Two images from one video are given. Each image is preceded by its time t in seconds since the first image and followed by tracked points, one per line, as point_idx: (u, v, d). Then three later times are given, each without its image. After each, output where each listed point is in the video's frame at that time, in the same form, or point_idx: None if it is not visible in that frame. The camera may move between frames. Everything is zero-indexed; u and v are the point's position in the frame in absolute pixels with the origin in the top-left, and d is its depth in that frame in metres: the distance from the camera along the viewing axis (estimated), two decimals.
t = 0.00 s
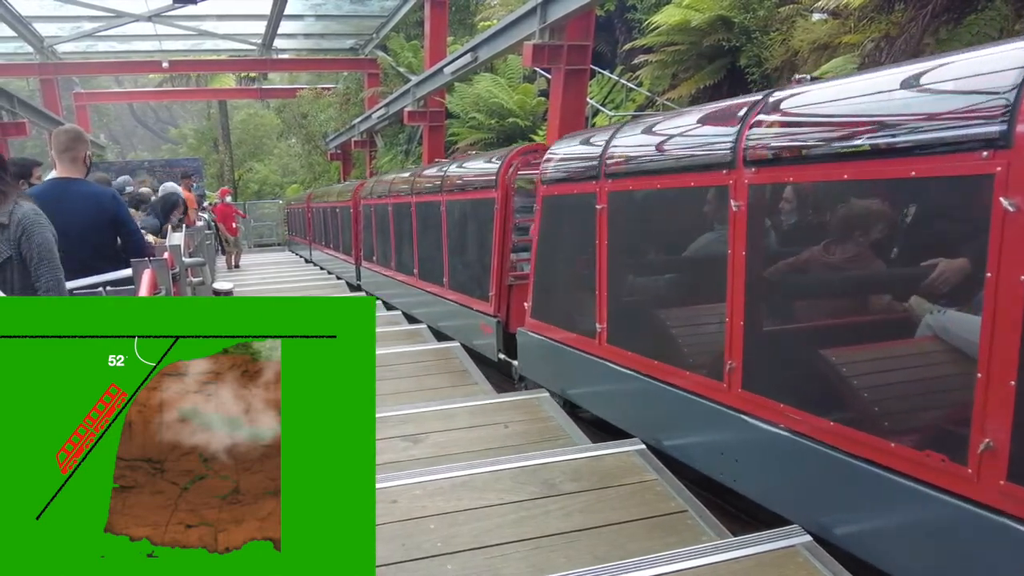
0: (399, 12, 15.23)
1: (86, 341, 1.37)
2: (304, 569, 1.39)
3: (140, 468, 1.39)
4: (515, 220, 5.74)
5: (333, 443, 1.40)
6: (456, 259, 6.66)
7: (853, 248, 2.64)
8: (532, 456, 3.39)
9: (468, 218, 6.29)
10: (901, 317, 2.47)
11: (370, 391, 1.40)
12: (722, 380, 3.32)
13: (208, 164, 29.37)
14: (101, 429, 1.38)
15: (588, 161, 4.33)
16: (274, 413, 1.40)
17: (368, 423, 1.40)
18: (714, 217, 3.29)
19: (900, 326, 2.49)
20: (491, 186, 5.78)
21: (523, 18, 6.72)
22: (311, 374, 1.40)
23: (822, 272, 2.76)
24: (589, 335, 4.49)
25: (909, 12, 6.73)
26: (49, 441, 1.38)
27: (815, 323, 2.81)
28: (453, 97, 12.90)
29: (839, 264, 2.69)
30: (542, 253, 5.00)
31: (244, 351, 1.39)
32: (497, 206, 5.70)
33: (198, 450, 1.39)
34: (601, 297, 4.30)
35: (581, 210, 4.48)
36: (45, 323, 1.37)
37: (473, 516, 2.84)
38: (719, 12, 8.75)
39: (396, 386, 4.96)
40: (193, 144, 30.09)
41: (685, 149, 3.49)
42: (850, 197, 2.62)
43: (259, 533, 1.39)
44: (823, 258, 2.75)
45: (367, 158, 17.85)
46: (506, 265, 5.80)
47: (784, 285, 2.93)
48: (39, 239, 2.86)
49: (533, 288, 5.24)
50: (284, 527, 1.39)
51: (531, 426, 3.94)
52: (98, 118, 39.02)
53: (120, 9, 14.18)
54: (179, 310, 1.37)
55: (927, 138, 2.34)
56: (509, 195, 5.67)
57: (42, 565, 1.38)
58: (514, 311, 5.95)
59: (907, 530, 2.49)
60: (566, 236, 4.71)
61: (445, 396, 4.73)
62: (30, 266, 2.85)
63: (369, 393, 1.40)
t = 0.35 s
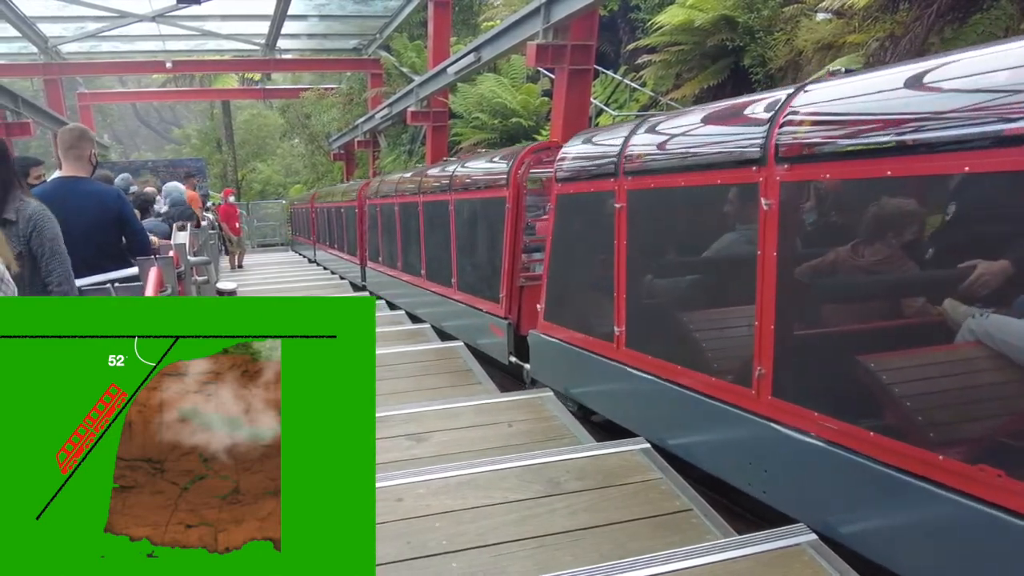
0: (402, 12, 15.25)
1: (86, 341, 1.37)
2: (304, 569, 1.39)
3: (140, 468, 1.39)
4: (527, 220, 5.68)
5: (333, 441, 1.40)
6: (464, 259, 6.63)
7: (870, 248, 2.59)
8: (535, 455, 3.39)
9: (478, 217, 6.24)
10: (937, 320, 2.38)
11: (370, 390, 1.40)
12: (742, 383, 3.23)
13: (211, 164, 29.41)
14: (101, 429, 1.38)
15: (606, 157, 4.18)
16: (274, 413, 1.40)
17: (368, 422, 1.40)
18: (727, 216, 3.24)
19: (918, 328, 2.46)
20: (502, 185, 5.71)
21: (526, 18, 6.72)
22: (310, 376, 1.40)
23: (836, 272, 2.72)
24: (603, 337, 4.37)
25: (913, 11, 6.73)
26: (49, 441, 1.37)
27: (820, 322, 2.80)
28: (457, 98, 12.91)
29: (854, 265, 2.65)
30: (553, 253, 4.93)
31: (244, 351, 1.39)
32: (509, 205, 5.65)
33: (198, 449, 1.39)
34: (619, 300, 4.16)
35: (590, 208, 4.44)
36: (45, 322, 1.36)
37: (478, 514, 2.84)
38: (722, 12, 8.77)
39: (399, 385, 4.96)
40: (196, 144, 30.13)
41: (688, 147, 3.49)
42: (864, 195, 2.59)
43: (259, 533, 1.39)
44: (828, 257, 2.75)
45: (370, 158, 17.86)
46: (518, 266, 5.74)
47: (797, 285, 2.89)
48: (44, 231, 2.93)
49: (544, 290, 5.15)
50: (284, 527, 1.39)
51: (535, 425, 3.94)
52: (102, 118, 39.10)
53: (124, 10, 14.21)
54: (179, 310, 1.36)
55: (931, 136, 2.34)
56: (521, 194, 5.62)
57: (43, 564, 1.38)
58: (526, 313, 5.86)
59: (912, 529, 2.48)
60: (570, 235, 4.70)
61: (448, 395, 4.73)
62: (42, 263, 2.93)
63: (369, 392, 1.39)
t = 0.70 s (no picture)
0: (406, 13, 15.30)
1: (86, 341, 1.36)
2: (305, 569, 1.39)
3: (140, 468, 1.39)
4: (539, 216, 5.67)
5: (324, 459, 1.40)
6: (474, 257, 6.65)
7: (902, 243, 2.51)
8: (543, 446, 3.39)
9: (490, 214, 6.21)
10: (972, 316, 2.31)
11: (370, 389, 1.40)
12: (774, 382, 3.09)
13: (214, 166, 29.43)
14: (101, 429, 1.38)
15: (627, 149, 4.04)
16: (274, 413, 1.40)
17: (368, 419, 1.40)
18: (751, 209, 3.14)
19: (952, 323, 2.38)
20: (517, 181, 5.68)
21: (529, 18, 6.75)
22: (310, 376, 1.40)
23: (865, 267, 2.64)
24: (621, 335, 4.25)
25: (916, 8, 6.76)
26: (48, 441, 1.37)
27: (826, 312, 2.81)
28: (460, 97, 12.95)
29: (884, 260, 2.58)
30: (567, 250, 4.82)
31: (244, 351, 1.39)
32: (523, 200, 5.62)
33: (198, 450, 1.39)
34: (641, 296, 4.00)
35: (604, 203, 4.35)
36: (45, 322, 1.36)
37: (486, 504, 2.84)
38: (725, 11, 8.82)
39: (404, 381, 4.97)
40: (199, 146, 30.17)
41: (690, 143, 3.52)
42: (894, 186, 2.51)
43: (259, 533, 1.39)
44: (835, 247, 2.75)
45: (373, 158, 17.89)
46: (531, 263, 5.72)
47: (829, 280, 2.77)
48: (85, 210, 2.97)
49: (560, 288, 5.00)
50: (284, 527, 1.39)
51: (541, 418, 3.94)
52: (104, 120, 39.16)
53: (128, 11, 14.26)
54: (178, 311, 1.36)
55: (932, 127, 2.35)
56: (535, 190, 5.60)
57: (42, 565, 1.37)
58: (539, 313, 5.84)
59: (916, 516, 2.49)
60: (575, 231, 4.72)
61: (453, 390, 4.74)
62: (93, 242, 2.99)
63: (369, 391, 1.40)
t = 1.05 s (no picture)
0: (403, 14, 15.35)
1: (86, 341, 1.33)
2: (305, 569, 1.35)
3: (140, 468, 1.36)
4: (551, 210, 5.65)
5: (327, 459, 1.37)
6: (481, 255, 6.66)
7: (933, 233, 2.42)
8: (548, 437, 3.40)
9: (499, 210, 6.21)
10: (1008, 307, 2.21)
11: (370, 388, 1.37)
12: (777, 369, 3.11)
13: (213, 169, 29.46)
14: (101, 429, 1.35)
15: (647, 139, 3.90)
16: (275, 413, 1.37)
17: (368, 418, 1.37)
18: (775, 198, 3.03)
19: (986, 314, 2.28)
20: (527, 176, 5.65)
21: (526, 16, 6.79)
22: (310, 376, 1.37)
23: (898, 258, 2.54)
24: (638, 332, 4.14)
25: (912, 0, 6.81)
26: (49, 440, 1.33)
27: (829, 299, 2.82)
28: (458, 97, 13.00)
29: (917, 250, 2.48)
30: (580, 246, 4.75)
31: (244, 351, 1.35)
32: (533, 195, 5.60)
33: (198, 450, 1.36)
34: (661, 292, 3.87)
35: (616, 197, 4.27)
36: (43, 323, 1.33)
37: (494, 494, 2.85)
38: (721, 6, 8.88)
39: (409, 376, 4.98)
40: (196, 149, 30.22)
41: (688, 136, 3.56)
42: (905, 173, 2.48)
43: (259, 533, 1.36)
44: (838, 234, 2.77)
45: (372, 159, 17.94)
46: (542, 260, 5.72)
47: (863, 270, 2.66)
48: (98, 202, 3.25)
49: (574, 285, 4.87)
50: (284, 527, 1.36)
51: (546, 411, 3.95)
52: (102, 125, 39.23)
53: (126, 15, 14.32)
54: (179, 309, 1.33)
55: (927, 115, 2.38)
56: (545, 185, 5.58)
57: (42, 566, 1.34)
58: (551, 312, 5.83)
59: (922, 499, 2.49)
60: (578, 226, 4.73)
61: (458, 385, 4.76)
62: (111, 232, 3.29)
63: (369, 390, 1.37)
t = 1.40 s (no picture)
0: (395, 16, 15.35)
1: (86, 341, 1.31)
2: (305, 569, 1.32)
3: (140, 468, 1.34)
4: (555, 207, 5.67)
5: (327, 461, 1.33)
6: (484, 256, 6.67)
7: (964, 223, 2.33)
8: (553, 435, 3.41)
9: (500, 209, 6.21)
10: None
11: (370, 389, 1.33)
12: (781, 362, 3.11)
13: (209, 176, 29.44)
14: (101, 429, 1.33)
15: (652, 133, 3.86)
16: (275, 413, 1.34)
17: (368, 420, 1.33)
18: (790, 190, 2.97)
19: (1012, 303, 2.23)
20: (529, 174, 5.64)
21: (518, 15, 6.81)
22: (311, 376, 1.34)
23: (916, 248, 2.49)
24: (650, 329, 4.08)
25: None
26: (48, 440, 1.31)
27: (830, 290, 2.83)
28: (452, 97, 13.01)
29: (935, 239, 2.43)
30: (588, 244, 4.72)
31: (244, 351, 1.33)
32: (536, 193, 5.60)
33: (198, 450, 1.34)
34: (673, 288, 3.81)
35: (617, 195, 4.28)
36: (45, 321, 1.31)
37: (500, 494, 2.86)
38: None
39: (412, 378, 5.00)
40: (192, 157, 30.21)
41: (684, 132, 3.59)
42: (905, 163, 2.48)
43: (259, 533, 1.33)
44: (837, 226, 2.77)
45: (368, 162, 17.95)
46: (547, 259, 5.73)
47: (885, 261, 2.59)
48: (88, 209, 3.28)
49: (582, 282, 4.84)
50: (284, 527, 1.33)
51: (550, 409, 3.96)
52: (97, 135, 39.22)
53: (118, 25, 14.32)
54: (177, 309, 1.30)
55: (923, 104, 2.39)
56: (548, 182, 5.58)
57: (42, 566, 1.32)
58: (558, 310, 5.83)
59: (932, 485, 2.49)
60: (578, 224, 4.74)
61: (461, 386, 4.77)
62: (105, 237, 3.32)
63: (369, 390, 1.33)
